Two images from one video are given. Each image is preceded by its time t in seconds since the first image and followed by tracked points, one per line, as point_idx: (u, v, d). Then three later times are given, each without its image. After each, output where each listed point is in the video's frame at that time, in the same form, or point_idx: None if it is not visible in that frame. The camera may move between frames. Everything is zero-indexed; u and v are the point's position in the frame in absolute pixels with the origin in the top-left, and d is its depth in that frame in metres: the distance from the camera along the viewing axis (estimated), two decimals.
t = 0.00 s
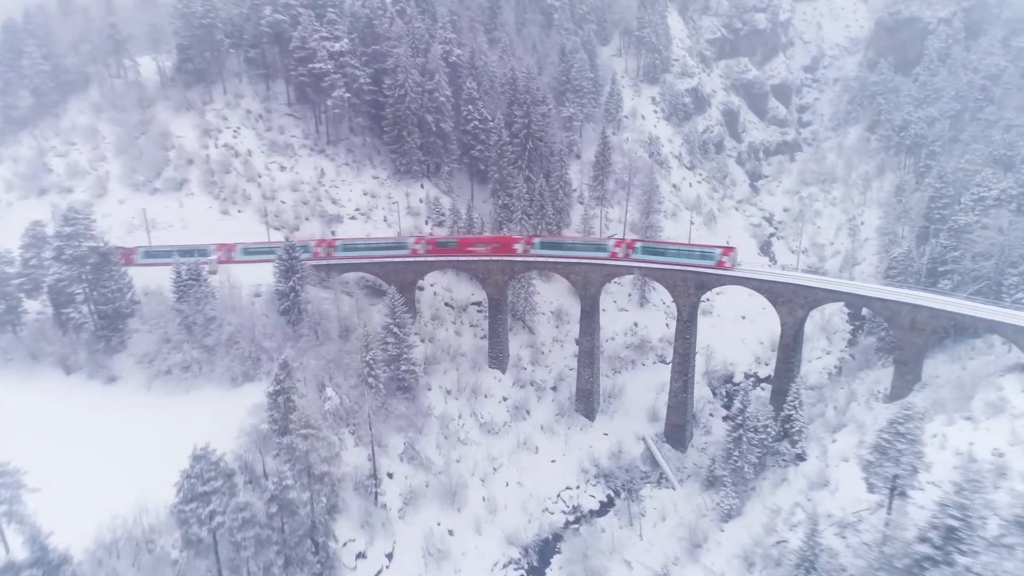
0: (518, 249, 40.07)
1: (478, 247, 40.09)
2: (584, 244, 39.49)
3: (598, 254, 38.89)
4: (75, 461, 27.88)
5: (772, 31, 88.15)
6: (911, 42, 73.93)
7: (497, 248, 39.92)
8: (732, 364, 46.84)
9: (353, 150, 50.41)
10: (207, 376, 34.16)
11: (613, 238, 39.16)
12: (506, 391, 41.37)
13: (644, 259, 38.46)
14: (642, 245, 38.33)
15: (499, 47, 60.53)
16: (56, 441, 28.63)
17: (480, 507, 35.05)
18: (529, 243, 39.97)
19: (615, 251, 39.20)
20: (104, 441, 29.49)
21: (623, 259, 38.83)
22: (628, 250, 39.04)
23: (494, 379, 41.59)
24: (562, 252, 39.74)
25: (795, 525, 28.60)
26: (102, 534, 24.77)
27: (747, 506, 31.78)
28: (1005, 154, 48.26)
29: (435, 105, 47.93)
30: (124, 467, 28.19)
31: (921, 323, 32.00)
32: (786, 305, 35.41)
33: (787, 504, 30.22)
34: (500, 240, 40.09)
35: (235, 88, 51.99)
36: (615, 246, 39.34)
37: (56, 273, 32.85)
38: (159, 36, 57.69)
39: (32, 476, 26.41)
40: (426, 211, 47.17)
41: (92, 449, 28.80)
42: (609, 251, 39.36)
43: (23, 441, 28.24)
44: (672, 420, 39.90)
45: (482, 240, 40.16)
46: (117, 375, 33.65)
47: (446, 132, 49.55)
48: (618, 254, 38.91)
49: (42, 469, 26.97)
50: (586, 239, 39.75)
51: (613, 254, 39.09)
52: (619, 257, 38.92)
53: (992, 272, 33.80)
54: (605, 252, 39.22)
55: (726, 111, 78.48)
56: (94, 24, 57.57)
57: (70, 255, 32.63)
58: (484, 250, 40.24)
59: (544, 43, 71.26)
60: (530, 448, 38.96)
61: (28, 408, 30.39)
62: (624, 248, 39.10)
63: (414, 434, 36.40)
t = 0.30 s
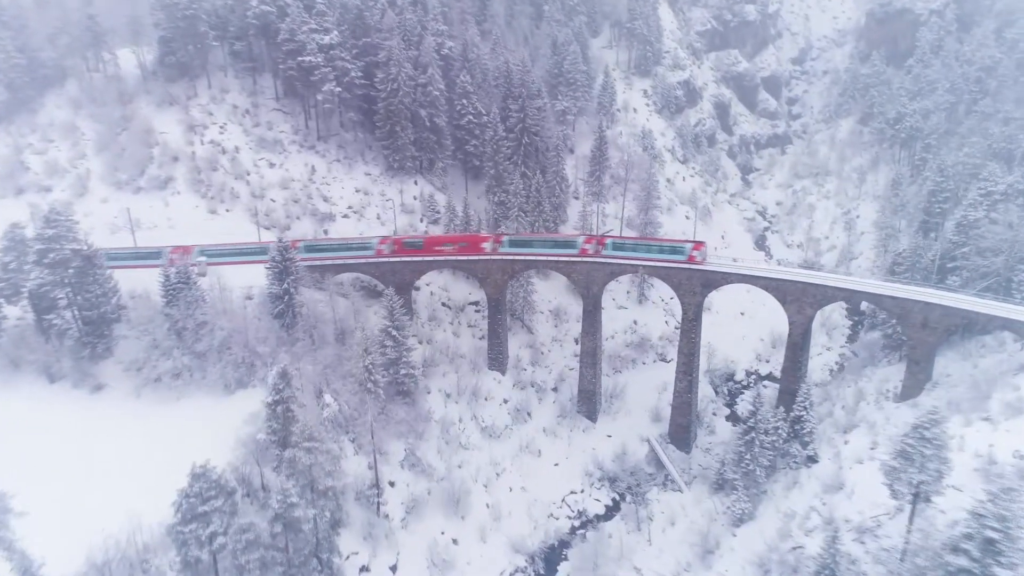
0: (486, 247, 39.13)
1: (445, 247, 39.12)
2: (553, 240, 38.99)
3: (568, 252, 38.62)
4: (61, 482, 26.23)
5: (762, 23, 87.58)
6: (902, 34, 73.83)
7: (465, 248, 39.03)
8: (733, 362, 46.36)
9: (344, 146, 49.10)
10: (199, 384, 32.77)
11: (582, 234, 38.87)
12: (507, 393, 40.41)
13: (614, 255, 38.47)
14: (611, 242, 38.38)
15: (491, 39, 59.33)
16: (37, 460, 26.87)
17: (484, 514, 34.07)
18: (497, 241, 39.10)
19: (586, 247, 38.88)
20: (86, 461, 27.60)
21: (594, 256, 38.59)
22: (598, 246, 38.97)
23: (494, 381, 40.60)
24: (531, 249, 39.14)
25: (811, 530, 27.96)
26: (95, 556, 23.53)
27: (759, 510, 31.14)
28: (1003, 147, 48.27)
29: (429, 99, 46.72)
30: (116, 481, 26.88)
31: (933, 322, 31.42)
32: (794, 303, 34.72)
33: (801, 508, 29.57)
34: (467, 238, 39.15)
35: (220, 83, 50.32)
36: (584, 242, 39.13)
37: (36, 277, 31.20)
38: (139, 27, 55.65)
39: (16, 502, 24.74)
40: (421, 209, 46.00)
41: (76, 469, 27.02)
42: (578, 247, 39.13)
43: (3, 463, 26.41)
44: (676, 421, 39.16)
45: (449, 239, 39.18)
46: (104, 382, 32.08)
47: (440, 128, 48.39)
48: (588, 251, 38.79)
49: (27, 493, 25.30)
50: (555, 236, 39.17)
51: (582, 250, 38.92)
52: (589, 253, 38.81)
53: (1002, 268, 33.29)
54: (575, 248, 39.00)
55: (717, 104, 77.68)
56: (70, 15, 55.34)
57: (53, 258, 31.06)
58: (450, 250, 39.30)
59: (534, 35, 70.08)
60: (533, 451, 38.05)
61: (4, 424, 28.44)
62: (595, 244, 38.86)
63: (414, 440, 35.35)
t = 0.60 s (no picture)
0: (453, 247, 38.20)
1: (410, 247, 38.02)
2: (520, 238, 38.06)
3: (536, 250, 37.66)
4: (49, 501, 24.76)
5: (752, 14, 86.93)
6: (895, 24, 74.27)
7: (431, 248, 38.00)
8: (734, 359, 45.86)
9: (335, 142, 47.78)
10: (191, 392, 31.35)
11: (551, 232, 37.85)
12: (507, 395, 39.44)
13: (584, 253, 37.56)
14: (580, 239, 37.41)
15: (482, 31, 58.12)
16: (22, 479, 25.31)
17: (488, 522, 33.13)
18: (464, 241, 38.12)
19: (555, 244, 37.83)
20: (75, 476, 26.15)
21: (563, 253, 37.57)
22: (568, 243, 38.00)
23: (494, 383, 39.61)
24: (498, 249, 38.23)
25: (827, 535, 27.30)
26: None
27: (772, 514, 30.52)
28: (1001, 140, 48.15)
29: (422, 94, 45.55)
30: (106, 500, 25.46)
31: (945, 320, 30.83)
32: (803, 302, 34.06)
33: (816, 511, 28.92)
34: (433, 238, 38.09)
35: (204, 77, 48.65)
36: (553, 240, 38.12)
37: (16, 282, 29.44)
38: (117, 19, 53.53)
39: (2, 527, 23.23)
40: (415, 206, 44.85)
41: (63, 486, 25.55)
42: (548, 246, 38.18)
43: None
44: (680, 421, 38.46)
45: (414, 239, 38.10)
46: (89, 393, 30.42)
47: (434, 122, 47.18)
48: (557, 249, 37.84)
49: (13, 515, 23.83)
50: (523, 234, 38.24)
51: (552, 249, 37.96)
52: (558, 251, 37.89)
53: (1013, 265, 32.88)
54: (543, 246, 38.05)
55: (709, 96, 76.84)
56: (45, 7, 53.11)
57: (33, 263, 29.35)
58: (416, 250, 38.22)
59: (524, 28, 68.83)
60: (535, 455, 37.16)
61: None
62: (564, 241, 37.76)
63: (415, 447, 34.31)
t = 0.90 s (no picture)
0: (416, 248, 37.08)
1: (373, 249, 36.70)
2: (485, 238, 37.27)
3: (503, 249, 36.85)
4: (34, 512, 22.97)
5: (740, 6, 86.23)
6: (884, 16, 74.12)
7: (393, 249, 36.77)
8: (734, 357, 45.21)
9: (325, 138, 46.50)
10: (182, 401, 29.94)
11: (517, 230, 37.11)
12: (507, 397, 38.47)
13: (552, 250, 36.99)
14: (547, 237, 36.78)
15: (473, 23, 56.87)
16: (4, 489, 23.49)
17: (493, 530, 32.19)
18: (427, 241, 37.05)
19: (522, 243, 37.12)
20: (61, 487, 24.42)
21: (529, 251, 36.82)
22: (534, 241, 37.36)
23: (494, 386, 38.60)
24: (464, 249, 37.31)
25: (844, 541, 26.68)
26: None
27: (785, 518, 29.92)
28: (999, 133, 47.97)
29: (414, 88, 44.33)
30: (95, 511, 23.76)
31: (957, 318, 30.26)
32: (811, 300, 33.41)
33: (830, 515, 28.33)
34: (395, 239, 36.87)
35: (187, 72, 46.95)
36: (519, 237, 37.40)
37: None
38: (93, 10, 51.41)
39: None
40: (409, 204, 43.71)
41: (49, 497, 23.81)
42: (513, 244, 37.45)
43: None
44: (684, 422, 37.76)
45: (376, 240, 36.77)
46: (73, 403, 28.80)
47: (426, 117, 45.90)
48: (524, 247, 37.15)
49: None
50: (488, 232, 37.42)
51: (518, 247, 37.26)
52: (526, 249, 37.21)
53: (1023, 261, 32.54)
54: (510, 245, 37.31)
55: (699, 89, 76.04)
56: None
57: (14, 267, 27.49)
58: (379, 252, 36.93)
59: (513, 20, 67.58)
60: (538, 459, 36.27)
61: None
62: (530, 240, 37.10)
63: (415, 454, 33.28)
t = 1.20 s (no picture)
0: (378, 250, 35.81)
1: (333, 253, 35.20)
2: (449, 238, 36.35)
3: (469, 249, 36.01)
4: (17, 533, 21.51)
5: None
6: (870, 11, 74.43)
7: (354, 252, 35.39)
8: (735, 355, 44.61)
9: (314, 134, 45.14)
10: (173, 412, 28.52)
11: (481, 230, 36.34)
12: (508, 401, 37.47)
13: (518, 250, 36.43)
14: (514, 236, 36.17)
15: (463, 14, 55.61)
16: None
17: (498, 539, 31.26)
18: (389, 243, 35.84)
19: (487, 243, 36.40)
20: (45, 504, 22.93)
21: (496, 252, 36.18)
22: (500, 241, 36.68)
23: (494, 390, 37.59)
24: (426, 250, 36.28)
25: (862, 547, 26.12)
26: None
27: (798, 523, 29.29)
28: (996, 126, 47.99)
29: (406, 82, 43.09)
30: (83, 529, 22.32)
31: (970, 316, 29.75)
32: (821, 299, 32.74)
33: (846, 520, 27.77)
34: (355, 241, 35.49)
35: (168, 67, 45.21)
36: (484, 237, 36.65)
37: None
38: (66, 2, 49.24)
39: None
40: (402, 203, 42.52)
41: (33, 516, 22.34)
42: (478, 244, 36.64)
43: None
44: (688, 423, 37.09)
45: (335, 243, 35.27)
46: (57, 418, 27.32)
47: (419, 113, 44.62)
48: (490, 247, 36.42)
49: None
50: (451, 233, 36.50)
51: (483, 247, 36.49)
52: (491, 249, 36.49)
53: None
54: (475, 245, 36.49)
55: (689, 81, 75.25)
56: None
57: None
58: (339, 255, 35.46)
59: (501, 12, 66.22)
60: (542, 464, 35.37)
61: None
62: (496, 240, 36.42)
63: (416, 462, 32.23)
